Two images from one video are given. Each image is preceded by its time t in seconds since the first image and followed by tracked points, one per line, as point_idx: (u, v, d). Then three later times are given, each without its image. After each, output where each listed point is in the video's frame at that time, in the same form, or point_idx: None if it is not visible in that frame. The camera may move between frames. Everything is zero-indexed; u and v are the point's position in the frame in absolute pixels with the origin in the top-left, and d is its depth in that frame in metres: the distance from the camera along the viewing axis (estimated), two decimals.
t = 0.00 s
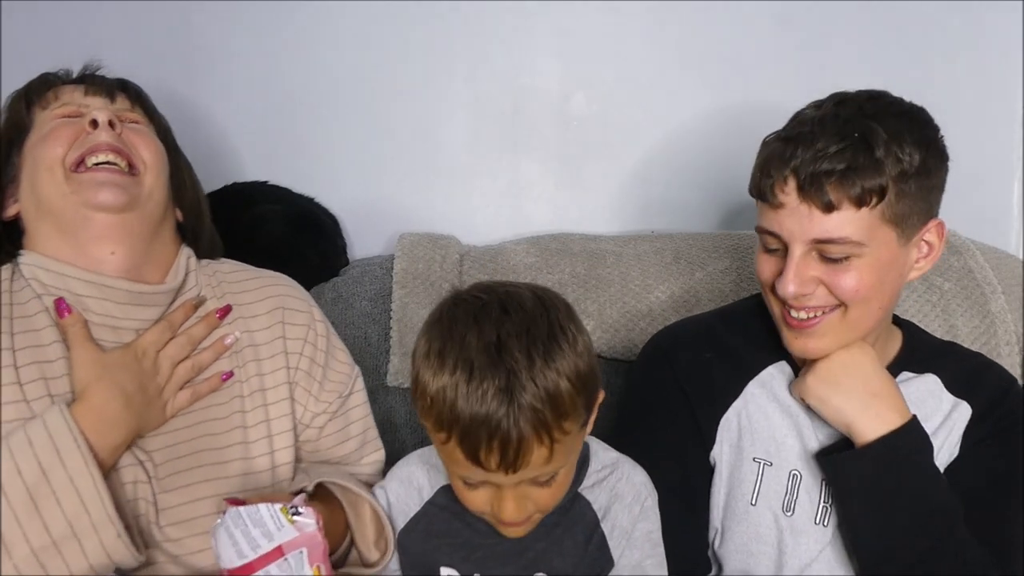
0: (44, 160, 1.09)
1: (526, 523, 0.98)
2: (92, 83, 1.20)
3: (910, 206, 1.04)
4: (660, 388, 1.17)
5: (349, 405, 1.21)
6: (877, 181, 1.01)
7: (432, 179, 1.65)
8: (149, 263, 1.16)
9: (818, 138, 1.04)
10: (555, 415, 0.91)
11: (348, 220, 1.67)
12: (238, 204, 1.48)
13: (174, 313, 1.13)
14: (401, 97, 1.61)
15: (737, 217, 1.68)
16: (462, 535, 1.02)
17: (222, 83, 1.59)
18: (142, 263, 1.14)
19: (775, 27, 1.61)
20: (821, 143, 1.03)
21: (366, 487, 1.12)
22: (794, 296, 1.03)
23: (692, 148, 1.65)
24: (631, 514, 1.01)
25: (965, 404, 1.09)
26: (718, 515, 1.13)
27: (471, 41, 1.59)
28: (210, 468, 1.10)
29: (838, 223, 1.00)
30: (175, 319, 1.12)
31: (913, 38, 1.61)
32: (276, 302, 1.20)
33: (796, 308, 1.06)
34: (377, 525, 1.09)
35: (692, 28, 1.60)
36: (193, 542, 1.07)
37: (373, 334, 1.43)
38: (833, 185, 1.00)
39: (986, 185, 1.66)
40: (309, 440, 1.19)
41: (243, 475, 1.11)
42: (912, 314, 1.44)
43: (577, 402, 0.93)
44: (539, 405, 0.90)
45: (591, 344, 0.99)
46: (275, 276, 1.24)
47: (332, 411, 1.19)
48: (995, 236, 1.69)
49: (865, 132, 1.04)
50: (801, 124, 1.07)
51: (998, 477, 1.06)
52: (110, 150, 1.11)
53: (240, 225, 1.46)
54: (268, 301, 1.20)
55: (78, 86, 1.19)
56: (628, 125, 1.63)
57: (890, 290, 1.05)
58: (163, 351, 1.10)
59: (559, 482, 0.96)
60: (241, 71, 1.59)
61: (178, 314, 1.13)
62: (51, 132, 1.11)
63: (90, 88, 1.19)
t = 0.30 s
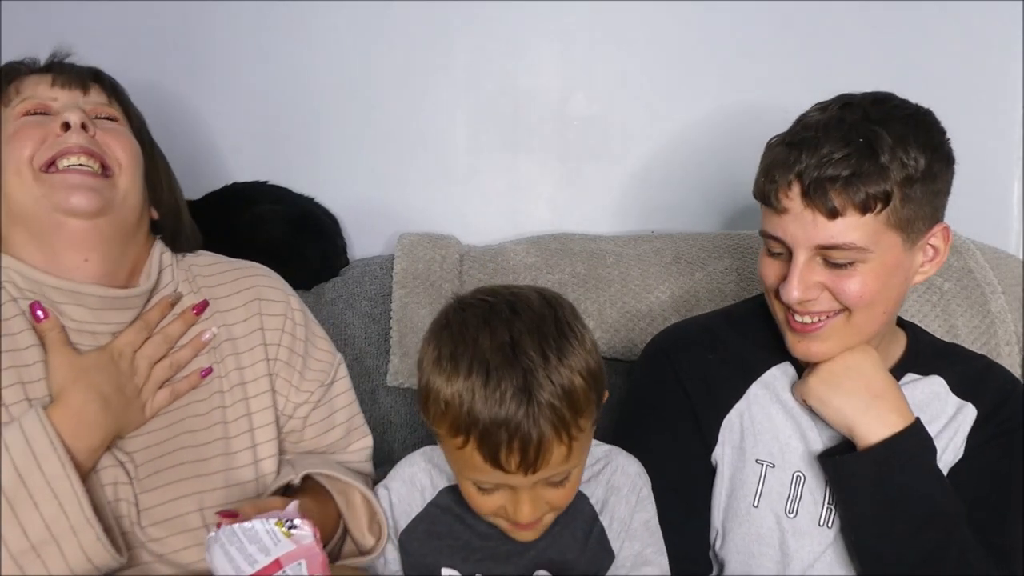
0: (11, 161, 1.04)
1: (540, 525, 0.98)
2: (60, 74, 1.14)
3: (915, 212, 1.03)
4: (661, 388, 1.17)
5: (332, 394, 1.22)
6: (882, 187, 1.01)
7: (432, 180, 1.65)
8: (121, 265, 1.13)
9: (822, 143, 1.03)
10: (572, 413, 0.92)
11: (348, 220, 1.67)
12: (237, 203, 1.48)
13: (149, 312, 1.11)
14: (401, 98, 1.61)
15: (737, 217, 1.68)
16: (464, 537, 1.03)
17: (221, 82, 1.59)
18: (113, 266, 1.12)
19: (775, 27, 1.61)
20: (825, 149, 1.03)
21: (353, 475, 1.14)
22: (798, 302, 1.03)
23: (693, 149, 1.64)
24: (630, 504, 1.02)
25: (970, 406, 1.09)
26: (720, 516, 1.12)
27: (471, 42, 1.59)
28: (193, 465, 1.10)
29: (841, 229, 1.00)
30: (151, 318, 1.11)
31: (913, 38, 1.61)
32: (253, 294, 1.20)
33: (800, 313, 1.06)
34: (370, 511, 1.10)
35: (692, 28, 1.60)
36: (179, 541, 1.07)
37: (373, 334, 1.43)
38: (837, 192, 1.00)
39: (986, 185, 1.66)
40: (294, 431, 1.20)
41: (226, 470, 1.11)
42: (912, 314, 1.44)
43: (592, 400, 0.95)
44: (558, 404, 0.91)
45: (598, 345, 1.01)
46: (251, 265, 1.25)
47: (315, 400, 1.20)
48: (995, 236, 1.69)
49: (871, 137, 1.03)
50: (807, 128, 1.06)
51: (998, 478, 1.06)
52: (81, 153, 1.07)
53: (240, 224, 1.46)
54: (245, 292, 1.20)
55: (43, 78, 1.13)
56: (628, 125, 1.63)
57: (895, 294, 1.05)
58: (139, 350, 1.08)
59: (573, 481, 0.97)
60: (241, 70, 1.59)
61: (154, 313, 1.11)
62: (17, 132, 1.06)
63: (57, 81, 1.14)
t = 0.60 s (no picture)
0: (29, 179, 0.98)
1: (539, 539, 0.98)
2: (94, 83, 1.04)
3: (926, 220, 1.04)
4: (662, 389, 1.17)
5: (322, 403, 1.23)
6: (895, 194, 1.01)
7: (432, 180, 1.65)
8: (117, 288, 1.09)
9: (837, 148, 1.03)
10: (583, 426, 0.93)
11: (347, 220, 1.67)
12: (236, 203, 1.48)
13: (137, 330, 1.09)
14: (401, 98, 1.61)
15: (737, 216, 1.68)
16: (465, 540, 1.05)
17: (223, 82, 1.59)
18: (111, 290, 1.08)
19: (776, 27, 1.60)
20: (839, 154, 1.02)
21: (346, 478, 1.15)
22: (804, 305, 1.03)
23: (694, 149, 1.64)
24: (629, 501, 1.04)
25: (973, 408, 1.09)
26: (721, 519, 1.13)
27: (471, 41, 1.59)
28: (176, 476, 1.08)
29: (851, 234, 1.00)
30: (137, 334, 1.09)
31: (913, 39, 1.61)
32: (244, 307, 1.19)
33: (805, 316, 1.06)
34: (364, 513, 1.11)
35: (692, 28, 1.60)
36: (164, 549, 1.06)
37: (373, 334, 1.43)
38: (849, 198, 1.00)
39: (986, 186, 1.66)
40: (283, 438, 1.19)
41: (210, 480, 1.10)
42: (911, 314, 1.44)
43: (603, 413, 0.96)
44: (572, 417, 0.92)
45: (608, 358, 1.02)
46: (241, 275, 1.23)
47: (304, 409, 1.20)
48: (994, 236, 1.69)
49: (885, 143, 1.03)
50: (820, 130, 1.06)
51: (998, 479, 1.06)
52: (112, 199, 1.01)
53: (239, 224, 1.46)
54: (236, 306, 1.18)
55: (81, 83, 1.03)
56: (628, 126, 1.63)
57: (902, 303, 1.05)
58: (126, 366, 1.05)
59: (576, 496, 0.97)
60: (242, 70, 1.59)
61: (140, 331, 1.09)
62: (45, 150, 0.98)
63: (94, 87, 1.03)
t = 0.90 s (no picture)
0: (72, 237, 0.97)
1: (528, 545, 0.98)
2: (147, 143, 1.01)
3: (931, 227, 1.04)
4: (665, 390, 1.16)
5: (321, 401, 1.22)
6: (901, 202, 1.01)
7: (431, 180, 1.65)
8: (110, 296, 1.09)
9: (845, 153, 1.03)
10: (580, 437, 0.93)
11: (347, 220, 1.67)
12: (236, 204, 1.48)
13: (126, 337, 1.08)
14: (401, 98, 1.61)
15: (738, 216, 1.68)
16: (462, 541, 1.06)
17: (223, 83, 1.59)
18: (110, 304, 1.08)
19: (775, 28, 1.60)
20: (848, 160, 1.02)
21: (349, 478, 1.15)
22: (807, 311, 1.03)
23: (694, 150, 1.64)
24: (627, 510, 1.04)
25: (975, 407, 1.09)
26: (724, 521, 1.13)
27: (470, 41, 1.59)
28: (175, 477, 1.08)
29: (856, 241, 1.00)
30: (127, 342, 1.07)
31: (913, 39, 1.61)
32: (239, 309, 1.19)
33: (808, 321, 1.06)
34: (365, 513, 1.11)
35: (692, 28, 1.59)
36: (168, 550, 1.06)
37: (373, 333, 1.43)
38: (855, 205, 1.00)
39: (985, 186, 1.66)
40: (286, 437, 1.19)
41: (211, 480, 1.10)
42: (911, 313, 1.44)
43: (602, 426, 0.95)
44: (568, 428, 0.92)
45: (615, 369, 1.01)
46: (235, 276, 1.23)
47: (305, 407, 1.20)
48: (995, 235, 1.69)
49: (893, 149, 1.03)
50: (828, 134, 1.06)
51: (998, 479, 1.06)
52: (146, 260, 1.03)
53: (239, 224, 1.46)
54: (232, 308, 1.18)
55: (131, 141, 0.99)
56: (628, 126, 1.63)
57: (906, 309, 1.05)
58: (117, 373, 1.05)
59: (569, 508, 0.97)
60: (242, 70, 1.59)
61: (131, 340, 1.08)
62: (93, 212, 0.97)
63: (143, 144, 1.00)
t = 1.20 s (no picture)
0: (60, 242, 0.97)
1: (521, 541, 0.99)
2: (133, 144, 1.00)
3: (936, 232, 1.04)
4: (666, 390, 1.16)
5: (321, 399, 1.22)
6: (907, 204, 1.01)
7: (431, 180, 1.65)
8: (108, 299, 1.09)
9: (853, 154, 1.03)
10: (571, 434, 0.92)
11: (347, 220, 1.66)
12: (236, 204, 1.48)
13: (129, 338, 1.08)
14: (401, 98, 1.61)
15: (738, 216, 1.68)
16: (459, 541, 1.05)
17: (223, 83, 1.60)
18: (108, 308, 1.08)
19: (775, 28, 1.60)
20: (855, 160, 1.02)
21: (350, 479, 1.15)
22: (808, 311, 1.02)
23: (694, 150, 1.64)
24: (627, 514, 1.03)
25: (975, 408, 1.09)
26: (724, 522, 1.13)
27: (470, 41, 1.59)
28: (176, 478, 1.08)
29: (860, 242, 1.00)
30: (129, 342, 1.08)
31: (914, 39, 1.61)
32: (239, 309, 1.19)
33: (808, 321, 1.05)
34: (366, 513, 1.11)
35: (692, 28, 1.59)
36: (171, 553, 1.05)
37: (373, 333, 1.43)
38: (861, 206, 1.00)
39: (986, 186, 1.66)
40: (287, 438, 1.19)
41: (213, 482, 1.10)
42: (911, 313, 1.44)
43: (595, 425, 0.95)
44: (558, 424, 0.91)
45: (611, 368, 1.01)
46: (232, 276, 1.22)
47: (307, 406, 1.20)
48: (996, 235, 1.69)
49: (901, 151, 1.03)
50: (836, 135, 1.06)
51: (998, 481, 1.06)
52: (135, 266, 1.02)
53: (239, 224, 1.46)
54: (231, 309, 1.18)
55: (118, 142, 0.99)
56: (628, 126, 1.63)
57: (907, 313, 1.05)
58: (119, 374, 1.05)
59: (563, 506, 0.97)
60: (242, 70, 1.59)
61: (132, 340, 1.08)
62: (80, 217, 0.97)
63: (130, 146, 1.00)
